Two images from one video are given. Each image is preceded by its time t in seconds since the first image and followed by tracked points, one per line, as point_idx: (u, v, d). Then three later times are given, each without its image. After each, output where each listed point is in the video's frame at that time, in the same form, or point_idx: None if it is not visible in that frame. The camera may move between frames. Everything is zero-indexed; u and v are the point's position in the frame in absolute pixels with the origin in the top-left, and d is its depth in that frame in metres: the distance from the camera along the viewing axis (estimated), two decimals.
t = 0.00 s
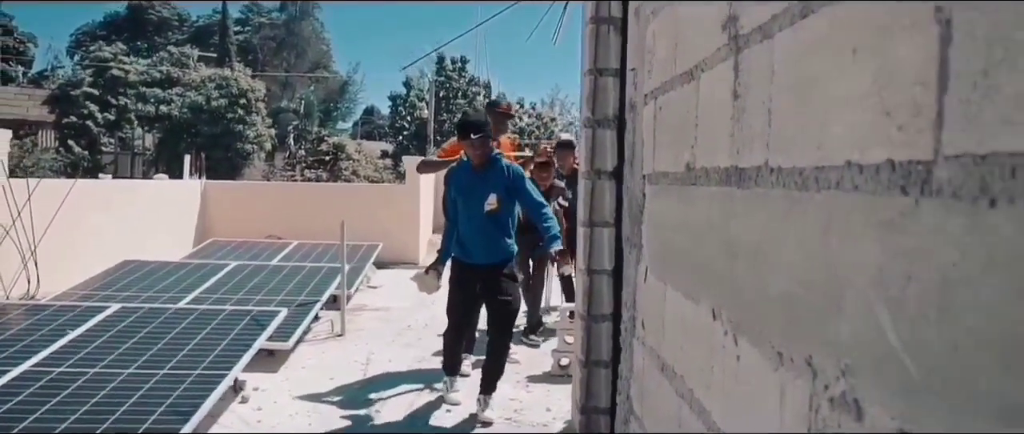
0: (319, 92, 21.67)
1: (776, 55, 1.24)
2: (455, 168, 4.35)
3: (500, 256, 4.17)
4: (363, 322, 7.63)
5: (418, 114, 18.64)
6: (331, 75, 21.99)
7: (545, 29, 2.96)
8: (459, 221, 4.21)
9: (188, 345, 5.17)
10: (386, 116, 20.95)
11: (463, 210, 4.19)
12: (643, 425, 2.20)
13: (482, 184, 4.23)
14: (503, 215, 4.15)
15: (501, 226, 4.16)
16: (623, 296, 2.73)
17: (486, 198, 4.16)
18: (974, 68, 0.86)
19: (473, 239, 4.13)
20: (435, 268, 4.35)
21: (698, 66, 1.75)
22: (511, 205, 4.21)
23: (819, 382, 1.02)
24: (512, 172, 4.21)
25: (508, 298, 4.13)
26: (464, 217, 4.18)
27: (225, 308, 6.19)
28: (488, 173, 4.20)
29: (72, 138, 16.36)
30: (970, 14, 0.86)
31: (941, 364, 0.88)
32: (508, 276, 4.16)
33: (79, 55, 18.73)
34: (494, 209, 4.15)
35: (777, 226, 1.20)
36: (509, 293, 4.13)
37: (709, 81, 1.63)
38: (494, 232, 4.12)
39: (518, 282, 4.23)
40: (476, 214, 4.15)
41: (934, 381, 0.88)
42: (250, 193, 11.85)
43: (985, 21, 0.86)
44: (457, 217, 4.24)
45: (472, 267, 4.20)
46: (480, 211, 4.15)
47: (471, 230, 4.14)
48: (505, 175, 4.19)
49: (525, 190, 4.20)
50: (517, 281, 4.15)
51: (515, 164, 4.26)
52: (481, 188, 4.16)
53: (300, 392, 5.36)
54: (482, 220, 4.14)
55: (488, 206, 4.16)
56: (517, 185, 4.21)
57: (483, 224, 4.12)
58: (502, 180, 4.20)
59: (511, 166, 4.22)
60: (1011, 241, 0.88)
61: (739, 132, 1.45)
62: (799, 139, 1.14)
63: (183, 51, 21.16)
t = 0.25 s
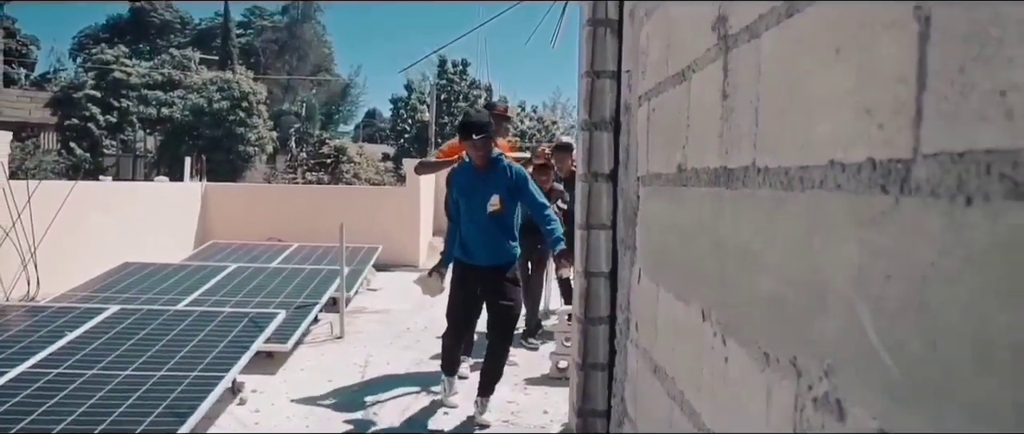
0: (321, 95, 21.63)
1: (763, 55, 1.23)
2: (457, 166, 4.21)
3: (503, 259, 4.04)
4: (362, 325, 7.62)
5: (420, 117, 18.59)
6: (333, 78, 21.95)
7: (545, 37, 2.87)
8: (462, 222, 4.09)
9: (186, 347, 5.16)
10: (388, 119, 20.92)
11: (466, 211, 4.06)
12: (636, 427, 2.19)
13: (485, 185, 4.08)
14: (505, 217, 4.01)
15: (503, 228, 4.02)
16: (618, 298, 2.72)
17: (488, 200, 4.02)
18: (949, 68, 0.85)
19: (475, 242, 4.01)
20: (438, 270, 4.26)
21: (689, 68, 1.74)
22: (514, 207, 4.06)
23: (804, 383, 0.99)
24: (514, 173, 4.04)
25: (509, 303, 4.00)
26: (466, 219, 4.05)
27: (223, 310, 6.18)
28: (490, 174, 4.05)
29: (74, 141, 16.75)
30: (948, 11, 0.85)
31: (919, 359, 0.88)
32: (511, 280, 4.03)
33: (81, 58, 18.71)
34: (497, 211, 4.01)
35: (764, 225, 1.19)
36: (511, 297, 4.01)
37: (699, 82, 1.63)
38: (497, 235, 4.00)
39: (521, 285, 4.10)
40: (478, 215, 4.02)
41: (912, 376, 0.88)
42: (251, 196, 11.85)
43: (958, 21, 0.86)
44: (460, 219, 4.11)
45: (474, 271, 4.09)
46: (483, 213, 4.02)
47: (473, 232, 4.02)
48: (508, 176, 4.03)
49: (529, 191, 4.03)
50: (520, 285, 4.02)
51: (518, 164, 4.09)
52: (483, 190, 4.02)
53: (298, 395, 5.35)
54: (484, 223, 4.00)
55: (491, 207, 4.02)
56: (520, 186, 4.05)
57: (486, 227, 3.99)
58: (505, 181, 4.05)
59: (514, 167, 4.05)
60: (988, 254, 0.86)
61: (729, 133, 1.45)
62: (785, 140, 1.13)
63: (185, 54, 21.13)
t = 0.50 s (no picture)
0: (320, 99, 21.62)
1: (748, 58, 1.23)
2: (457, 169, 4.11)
3: (503, 264, 3.96)
4: (359, 328, 7.62)
5: (419, 121, 18.56)
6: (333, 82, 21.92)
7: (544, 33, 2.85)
8: (461, 226, 4.00)
9: (181, 351, 5.16)
10: (386, 122, 20.89)
11: (465, 215, 3.98)
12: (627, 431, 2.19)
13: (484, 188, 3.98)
14: (504, 221, 3.93)
15: (503, 233, 3.93)
16: (612, 301, 2.71)
17: (487, 204, 3.92)
18: (925, 68, 0.84)
19: (474, 246, 3.93)
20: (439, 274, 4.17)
21: (677, 72, 1.75)
22: (514, 210, 3.97)
23: (786, 387, 1.00)
24: (514, 176, 3.93)
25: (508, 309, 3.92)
26: (465, 223, 3.96)
27: (218, 314, 6.17)
28: (489, 177, 3.94)
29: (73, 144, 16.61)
30: (922, 9, 0.85)
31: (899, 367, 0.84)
32: (509, 284, 3.95)
33: (81, 62, 18.67)
34: (497, 216, 3.92)
35: (751, 225, 1.18)
36: (510, 303, 3.93)
37: (688, 84, 1.63)
38: (496, 240, 3.91)
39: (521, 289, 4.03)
40: (478, 220, 3.93)
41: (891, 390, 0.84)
42: (250, 199, 11.83)
43: (936, 22, 0.85)
44: (460, 223, 4.02)
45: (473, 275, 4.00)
46: (482, 217, 3.93)
47: (472, 237, 3.93)
48: (507, 179, 3.93)
49: (528, 195, 3.92)
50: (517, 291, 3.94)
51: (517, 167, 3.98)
52: (482, 194, 3.92)
53: (293, 399, 5.33)
54: (484, 228, 3.92)
55: (490, 211, 3.93)
56: (520, 190, 3.95)
57: (486, 232, 3.91)
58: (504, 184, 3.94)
59: (513, 170, 3.94)
60: (966, 260, 0.81)
61: (715, 135, 1.44)
62: (769, 144, 1.13)
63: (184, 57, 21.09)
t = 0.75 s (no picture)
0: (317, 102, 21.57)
1: (738, 60, 1.23)
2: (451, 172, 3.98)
3: (500, 270, 3.83)
4: (354, 332, 7.60)
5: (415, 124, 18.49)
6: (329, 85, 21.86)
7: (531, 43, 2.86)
8: (457, 230, 3.87)
9: (174, 354, 5.13)
10: (383, 125, 20.82)
11: (460, 219, 3.85)
12: None
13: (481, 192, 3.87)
14: (502, 225, 3.81)
15: (500, 237, 3.82)
16: (606, 304, 2.69)
17: (484, 208, 3.81)
18: (912, 69, 0.84)
19: (471, 250, 3.79)
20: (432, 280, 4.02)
21: (670, 74, 1.73)
22: (511, 214, 3.86)
23: (775, 393, 0.98)
24: (512, 180, 3.84)
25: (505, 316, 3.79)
26: (461, 228, 3.83)
27: (212, 317, 6.15)
28: (486, 181, 3.83)
29: (70, 148, 16.73)
30: (910, 7, 0.83)
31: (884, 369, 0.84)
32: (506, 290, 3.83)
33: (77, 65, 18.57)
34: (493, 220, 3.81)
35: (740, 228, 1.18)
36: (507, 310, 3.80)
37: (679, 87, 1.63)
38: (493, 244, 3.78)
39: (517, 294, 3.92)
40: (474, 224, 3.81)
41: (879, 393, 0.83)
42: (245, 203, 11.80)
43: (930, 18, 0.83)
44: (455, 227, 3.88)
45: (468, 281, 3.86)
46: (478, 221, 3.80)
47: (468, 242, 3.81)
48: (504, 183, 3.82)
49: (526, 199, 3.84)
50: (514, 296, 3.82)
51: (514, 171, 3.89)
52: (479, 198, 3.80)
53: (287, 402, 5.31)
54: (480, 232, 3.79)
55: (487, 215, 3.81)
56: (517, 194, 3.85)
57: (482, 237, 3.79)
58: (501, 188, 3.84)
59: (511, 174, 3.85)
60: (954, 262, 0.79)
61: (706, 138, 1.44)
62: (758, 146, 1.13)
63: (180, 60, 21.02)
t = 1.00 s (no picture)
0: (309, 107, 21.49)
1: (723, 65, 1.22)
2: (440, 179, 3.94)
3: (491, 277, 3.78)
4: (345, 336, 7.56)
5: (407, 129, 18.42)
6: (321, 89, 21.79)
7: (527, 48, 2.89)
8: (447, 238, 3.81)
9: (161, 361, 5.08)
10: (375, 129, 20.76)
11: (450, 226, 3.80)
12: None
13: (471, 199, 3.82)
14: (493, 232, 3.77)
15: (491, 244, 3.77)
16: (595, 309, 2.67)
17: (475, 215, 3.76)
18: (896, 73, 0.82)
19: (462, 257, 3.74)
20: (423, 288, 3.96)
21: (657, 78, 1.72)
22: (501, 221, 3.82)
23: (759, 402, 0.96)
24: (502, 187, 3.80)
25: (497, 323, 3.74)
26: (452, 234, 3.78)
27: (200, 323, 6.10)
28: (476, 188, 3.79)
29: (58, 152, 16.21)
30: (892, 10, 0.80)
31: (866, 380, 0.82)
32: (497, 298, 3.77)
33: (67, 69, 18.42)
34: (484, 226, 3.76)
35: (725, 234, 1.16)
36: (499, 317, 3.75)
37: (666, 92, 1.61)
38: (485, 251, 3.74)
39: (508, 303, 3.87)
40: (464, 231, 3.77)
41: (864, 404, 0.81)
42: (236, 207, 11.73)
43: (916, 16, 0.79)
44: (445, 234, 3.83)
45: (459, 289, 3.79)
46: (469, 228, 3.76)
47: (459, 248, 3.74)
48: (495, 189, 3.79)
49: (516, 206, 3.81)
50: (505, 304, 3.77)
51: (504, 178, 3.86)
52: (469, 204, 3.76)
53: (276, 408, 5.26)
54: (471, 239, 3.74)
55: (478, 222, 3.77)
56: (507, 201, 3.82)
57: (473, 243, 3.74)
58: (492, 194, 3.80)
59: (501, 180, 3.82)
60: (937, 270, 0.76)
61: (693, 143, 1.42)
62: (743, 151, 1.12)
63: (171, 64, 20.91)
